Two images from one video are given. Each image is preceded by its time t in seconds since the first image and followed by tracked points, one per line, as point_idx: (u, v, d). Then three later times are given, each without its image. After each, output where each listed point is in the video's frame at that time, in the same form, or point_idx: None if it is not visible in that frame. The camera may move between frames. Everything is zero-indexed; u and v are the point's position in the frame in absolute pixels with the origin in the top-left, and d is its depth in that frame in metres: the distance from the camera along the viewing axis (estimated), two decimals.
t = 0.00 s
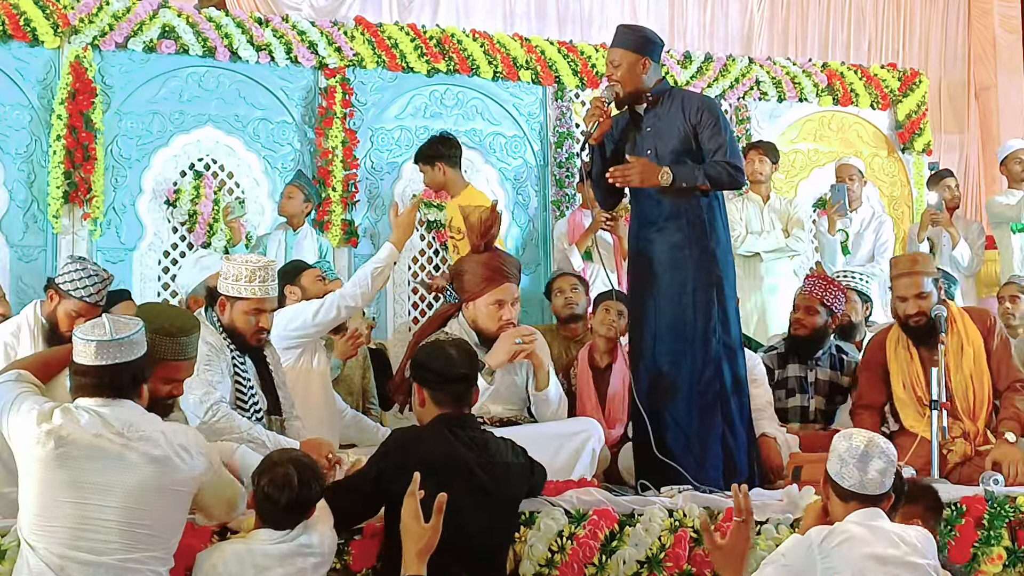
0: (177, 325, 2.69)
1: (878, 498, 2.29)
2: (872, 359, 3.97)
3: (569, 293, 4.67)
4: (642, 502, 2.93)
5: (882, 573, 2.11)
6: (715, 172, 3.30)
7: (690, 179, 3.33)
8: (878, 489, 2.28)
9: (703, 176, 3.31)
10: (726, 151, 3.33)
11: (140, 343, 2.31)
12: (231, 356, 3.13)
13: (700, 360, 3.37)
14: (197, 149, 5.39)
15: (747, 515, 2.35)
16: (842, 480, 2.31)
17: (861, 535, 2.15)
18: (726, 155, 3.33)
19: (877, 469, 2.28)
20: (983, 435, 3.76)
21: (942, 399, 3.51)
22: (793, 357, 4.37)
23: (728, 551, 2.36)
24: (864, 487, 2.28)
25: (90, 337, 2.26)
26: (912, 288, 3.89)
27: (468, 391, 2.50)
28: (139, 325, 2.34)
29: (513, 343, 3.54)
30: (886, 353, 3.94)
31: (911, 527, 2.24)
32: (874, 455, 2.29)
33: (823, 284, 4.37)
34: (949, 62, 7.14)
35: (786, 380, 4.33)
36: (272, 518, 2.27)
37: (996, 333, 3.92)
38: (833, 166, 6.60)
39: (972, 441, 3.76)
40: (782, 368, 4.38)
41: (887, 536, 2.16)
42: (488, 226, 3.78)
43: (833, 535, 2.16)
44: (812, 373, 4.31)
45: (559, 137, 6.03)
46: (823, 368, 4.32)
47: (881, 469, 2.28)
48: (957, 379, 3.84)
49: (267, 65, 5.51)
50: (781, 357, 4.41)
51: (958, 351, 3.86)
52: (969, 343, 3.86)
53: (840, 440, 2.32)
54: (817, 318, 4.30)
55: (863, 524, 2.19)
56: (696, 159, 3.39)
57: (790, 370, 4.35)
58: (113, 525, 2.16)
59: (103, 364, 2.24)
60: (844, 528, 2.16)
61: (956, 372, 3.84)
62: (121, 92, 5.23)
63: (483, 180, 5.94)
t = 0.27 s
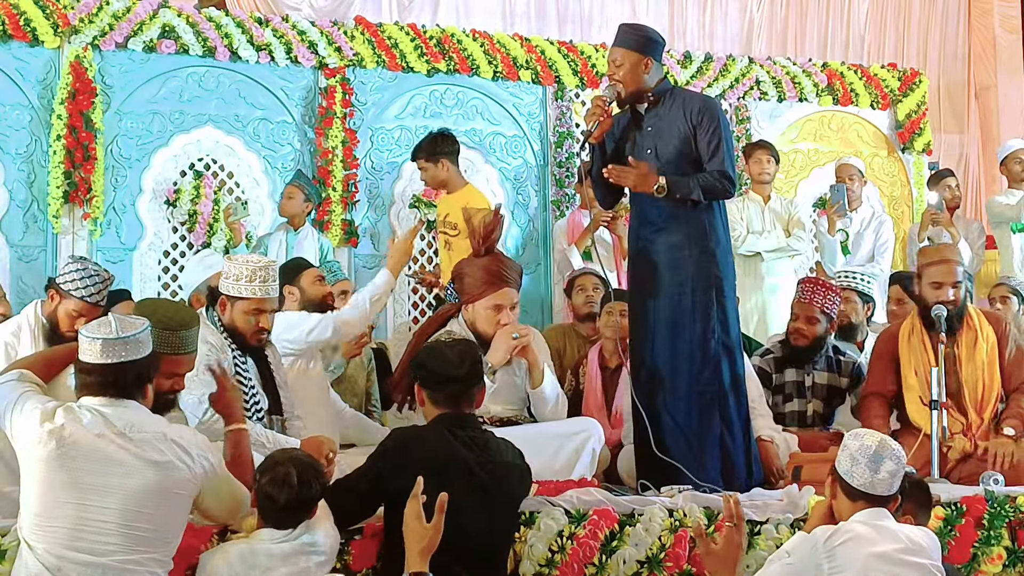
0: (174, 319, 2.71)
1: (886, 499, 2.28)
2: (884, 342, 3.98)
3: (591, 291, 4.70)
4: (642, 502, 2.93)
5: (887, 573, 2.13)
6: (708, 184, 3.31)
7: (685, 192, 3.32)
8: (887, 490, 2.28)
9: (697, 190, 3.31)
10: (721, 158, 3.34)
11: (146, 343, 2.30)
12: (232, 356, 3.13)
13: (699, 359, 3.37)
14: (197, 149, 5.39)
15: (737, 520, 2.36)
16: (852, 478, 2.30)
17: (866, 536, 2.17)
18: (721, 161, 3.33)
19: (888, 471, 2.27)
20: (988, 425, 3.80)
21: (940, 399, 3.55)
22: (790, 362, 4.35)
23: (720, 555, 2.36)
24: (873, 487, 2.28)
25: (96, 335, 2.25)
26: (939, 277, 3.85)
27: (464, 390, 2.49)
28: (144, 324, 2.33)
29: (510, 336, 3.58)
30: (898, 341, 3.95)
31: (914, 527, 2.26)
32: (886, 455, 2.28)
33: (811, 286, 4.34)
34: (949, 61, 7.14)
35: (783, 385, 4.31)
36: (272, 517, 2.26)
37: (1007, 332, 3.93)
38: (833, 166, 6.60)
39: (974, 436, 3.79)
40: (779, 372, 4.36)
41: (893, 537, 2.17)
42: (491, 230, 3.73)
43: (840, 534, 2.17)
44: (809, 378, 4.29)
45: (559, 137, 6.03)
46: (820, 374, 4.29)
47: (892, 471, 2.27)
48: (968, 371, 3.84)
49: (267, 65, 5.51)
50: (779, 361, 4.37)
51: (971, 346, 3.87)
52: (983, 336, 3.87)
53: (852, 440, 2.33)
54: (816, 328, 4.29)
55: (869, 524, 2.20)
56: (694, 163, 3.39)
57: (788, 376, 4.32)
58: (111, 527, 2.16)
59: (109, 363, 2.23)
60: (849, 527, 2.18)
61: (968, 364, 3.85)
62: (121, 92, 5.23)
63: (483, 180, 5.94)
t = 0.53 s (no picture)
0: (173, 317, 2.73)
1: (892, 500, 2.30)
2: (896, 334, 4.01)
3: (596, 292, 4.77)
4: (642, 502, 2.94)
5: (889, 573, 2.14)
6: (703, 196, 3.31)
7: (681, 211, 3.31)
8: (894, 490, 2.29)
9: (693, 205, 3.31)
10: (719, 165, 3.34)
11: (148, 343, 2.30)
12: (234, 357, 3.11)
13: (699, 360, 3.36)
14: (197, 149, 5.39)
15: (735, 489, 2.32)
16: (860, 478, 2.31)
17: (870, 536, 2.17)
18: (718, 167, 3.33)
19: (896, 470, 2.29)
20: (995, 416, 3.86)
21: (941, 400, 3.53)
22: (790, 367, 4.35)
23: (717, 522, 2.34)
24: (880, 487, 2.29)
25: (99, 335, 2.25)
26: (970, 277, 3.92)
27: (466, 393, 2.49)
28: (147, 324, 2.33)
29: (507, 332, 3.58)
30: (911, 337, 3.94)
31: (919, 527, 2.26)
32: (894, 455, 2.30)
33: (812, 294, 4.34)
34: (948, 61, 7.15)
35: (783, 389, 4.32)
36: (263, 519, 2.28)
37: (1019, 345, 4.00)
38: (833, 166, 6.61)
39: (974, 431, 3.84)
40: (779, 376, 4.36)
41: (897, 538, 2.18)
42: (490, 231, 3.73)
43: (844, 533, 2.18)
44: (809, 382, 4.30)
45: (559, 137, 6.04)
46: (821, 379, 4.30)
47: (900, 470, 2.29)
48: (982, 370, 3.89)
49: (267, 65, 5.51)
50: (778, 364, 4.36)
51: (985, 348, 3.92)
52: (997, 338, 3.94)
53: (861, 438, 2.34)
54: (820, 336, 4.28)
55: (874, 523, 2.21)
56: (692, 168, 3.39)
57: (788, 379, 4.33)
58: (112, 528, 2.16)
59: (112, 363, 2.24)
60: (852, 526, 2.19)
61: (983, 363, 3.90)
62: (121, 92, 5.23)
63: (483, 181, 5.94)
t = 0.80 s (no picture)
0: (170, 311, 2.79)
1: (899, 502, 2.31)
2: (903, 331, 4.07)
3: (580, 294, 4.76)
4: (642, 502, 2.93)
5: (894, 572, 2.13)
6: (707, 190, 3.32)
7: (684, 202, 3.33)
8: (903, 492, 2.30)
9: (697, 199, 3.32)
10: (722, 162, 3.35)
11: (163, 346, 2.31)
12: (241, 359, 3.12)
13: (699, 360, 3.36)
14: (197, 149, 5.39)
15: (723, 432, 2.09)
16: (870, 478, 2.32)
17: (877, 535, 2.17)
18: (721, 164, 3.35)
19: (907, 472, 2.30)
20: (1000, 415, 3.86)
21: (942, 399, 3.51)
22: (791, 368, 4.33)
23: (707, 466, 2.11)
24: (889, 489, 2.30)
25: (113, 336, 2.26)
26: (987, 283, 3.95)
27: (465, 393, 2.47)
28: (164, 327, 2.34)
29: (506, 331, 3.58)
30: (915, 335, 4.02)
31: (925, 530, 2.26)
32: (906, 457, 2.31)
33: (818, 296, 4.36)
34: (948, 61, 7.15)
35: (784, 390, 4.31)
36: (269, 519, 2.27)
37: None
38: (833, 166, 6.60)
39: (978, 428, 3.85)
40: (780, 376, 4.34)
41: (902, 537, 2.18)
42: (489, 230, 3.71)
43: (849, 531, 2.18)
44: (810, 385, 4.29)
45: (559, 137, 6.04)
46: (822, 380, 4.29)
47: (911, 472, 2.30)
48: (991, 369, 3.91)
49: (267, 65, 5.51)
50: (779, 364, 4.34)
51: (994, 350, 3.93)
52: (1006, 341, 3.94)
53: (873, 439, 2.35)
54: (826, 337, 4.29)
55: (880, 523, 2.21)
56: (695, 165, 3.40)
57: (788, 380, 4.32)
58: (118, 534, 2.15)
59: (124, 365, 2.25)
60: (858, 525, 2.19)
61: (990, 363, 3.91)
62: (121, 92, 5.23)
63: (483, 181, 5.94)
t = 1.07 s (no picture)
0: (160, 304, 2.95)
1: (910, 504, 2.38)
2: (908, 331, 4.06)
3: (557, 295, 4.64)
4: (642, 502, 2.93)
5: (900, 569, 2.14)
6: (709, 188, 3.32)
7: (687, 199, 3.33)
8: (915, 495, 2.30)
9: (699, 196, 3.32)
10: (723, 162, 3.36)
11: (182, 360, 2.29)
12: (249, 362, 3.13)
13: (699, 360, 3.37)
14: (197, 149, 5.39)
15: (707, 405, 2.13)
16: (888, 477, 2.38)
17: (883, 533, 2.17)
18: (722, 163, 3.35)
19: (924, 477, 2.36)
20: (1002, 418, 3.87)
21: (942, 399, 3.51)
22: (792, 365, 4.32)
23: (694, 439, 2.14)
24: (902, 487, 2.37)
25: (135, 352, 2.23)
26: (994, 286, 3.90)
27: (464, 395, 2.47)
28: (181, 340, 2.32)
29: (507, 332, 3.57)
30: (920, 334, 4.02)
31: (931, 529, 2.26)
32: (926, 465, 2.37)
33: (819, 292, 4.38)
34: (948, 61, 7.15)
35: (785, 388, 4.30)
36: (271, 511, 2.31)
37: None
38: (833, 166, 6.60)
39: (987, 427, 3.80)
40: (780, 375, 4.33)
41: (909, 535, 2.18)
42: (489, 230, 3.70)
43: (855, 528, 2.19)
44: (810, 381, 4.28)
45: (559, 137, 6.04)
46: (821, 376, 4.28)
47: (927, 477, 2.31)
48: (999, 369, 3.91)
49: (267, 65, 5.51)
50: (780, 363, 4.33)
51: (1001, 351, 3.93)
52: (1012, 344, 3.94)
53: (894, 440, 2.34)
54: (827, 333, 4.31)
55: (887, 520, 2.22)
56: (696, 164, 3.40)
57: (789, 377, 4.30)
58: (129, 551, 2.17)
59: (144, 381, 2.22)
60: (864, 521, 2.20)
61: (996, 365, 3.92)
62: (121, 92, 5.23)
63: (483, 181, 5.94)
